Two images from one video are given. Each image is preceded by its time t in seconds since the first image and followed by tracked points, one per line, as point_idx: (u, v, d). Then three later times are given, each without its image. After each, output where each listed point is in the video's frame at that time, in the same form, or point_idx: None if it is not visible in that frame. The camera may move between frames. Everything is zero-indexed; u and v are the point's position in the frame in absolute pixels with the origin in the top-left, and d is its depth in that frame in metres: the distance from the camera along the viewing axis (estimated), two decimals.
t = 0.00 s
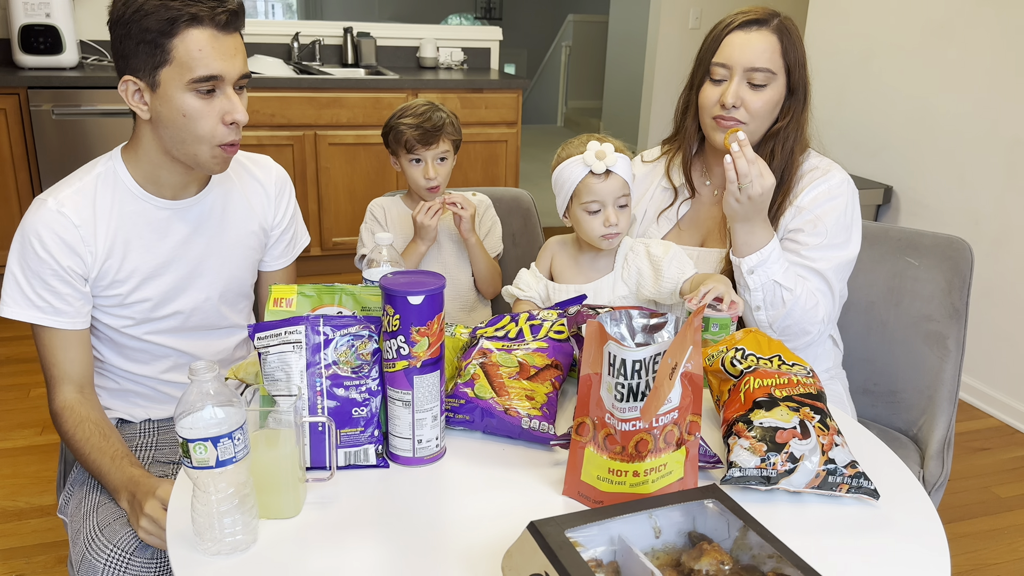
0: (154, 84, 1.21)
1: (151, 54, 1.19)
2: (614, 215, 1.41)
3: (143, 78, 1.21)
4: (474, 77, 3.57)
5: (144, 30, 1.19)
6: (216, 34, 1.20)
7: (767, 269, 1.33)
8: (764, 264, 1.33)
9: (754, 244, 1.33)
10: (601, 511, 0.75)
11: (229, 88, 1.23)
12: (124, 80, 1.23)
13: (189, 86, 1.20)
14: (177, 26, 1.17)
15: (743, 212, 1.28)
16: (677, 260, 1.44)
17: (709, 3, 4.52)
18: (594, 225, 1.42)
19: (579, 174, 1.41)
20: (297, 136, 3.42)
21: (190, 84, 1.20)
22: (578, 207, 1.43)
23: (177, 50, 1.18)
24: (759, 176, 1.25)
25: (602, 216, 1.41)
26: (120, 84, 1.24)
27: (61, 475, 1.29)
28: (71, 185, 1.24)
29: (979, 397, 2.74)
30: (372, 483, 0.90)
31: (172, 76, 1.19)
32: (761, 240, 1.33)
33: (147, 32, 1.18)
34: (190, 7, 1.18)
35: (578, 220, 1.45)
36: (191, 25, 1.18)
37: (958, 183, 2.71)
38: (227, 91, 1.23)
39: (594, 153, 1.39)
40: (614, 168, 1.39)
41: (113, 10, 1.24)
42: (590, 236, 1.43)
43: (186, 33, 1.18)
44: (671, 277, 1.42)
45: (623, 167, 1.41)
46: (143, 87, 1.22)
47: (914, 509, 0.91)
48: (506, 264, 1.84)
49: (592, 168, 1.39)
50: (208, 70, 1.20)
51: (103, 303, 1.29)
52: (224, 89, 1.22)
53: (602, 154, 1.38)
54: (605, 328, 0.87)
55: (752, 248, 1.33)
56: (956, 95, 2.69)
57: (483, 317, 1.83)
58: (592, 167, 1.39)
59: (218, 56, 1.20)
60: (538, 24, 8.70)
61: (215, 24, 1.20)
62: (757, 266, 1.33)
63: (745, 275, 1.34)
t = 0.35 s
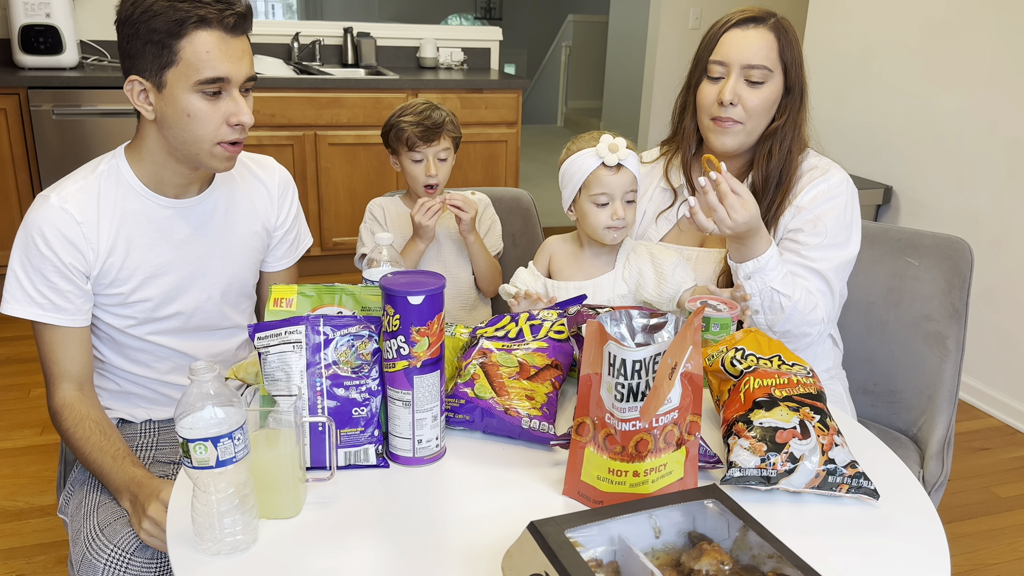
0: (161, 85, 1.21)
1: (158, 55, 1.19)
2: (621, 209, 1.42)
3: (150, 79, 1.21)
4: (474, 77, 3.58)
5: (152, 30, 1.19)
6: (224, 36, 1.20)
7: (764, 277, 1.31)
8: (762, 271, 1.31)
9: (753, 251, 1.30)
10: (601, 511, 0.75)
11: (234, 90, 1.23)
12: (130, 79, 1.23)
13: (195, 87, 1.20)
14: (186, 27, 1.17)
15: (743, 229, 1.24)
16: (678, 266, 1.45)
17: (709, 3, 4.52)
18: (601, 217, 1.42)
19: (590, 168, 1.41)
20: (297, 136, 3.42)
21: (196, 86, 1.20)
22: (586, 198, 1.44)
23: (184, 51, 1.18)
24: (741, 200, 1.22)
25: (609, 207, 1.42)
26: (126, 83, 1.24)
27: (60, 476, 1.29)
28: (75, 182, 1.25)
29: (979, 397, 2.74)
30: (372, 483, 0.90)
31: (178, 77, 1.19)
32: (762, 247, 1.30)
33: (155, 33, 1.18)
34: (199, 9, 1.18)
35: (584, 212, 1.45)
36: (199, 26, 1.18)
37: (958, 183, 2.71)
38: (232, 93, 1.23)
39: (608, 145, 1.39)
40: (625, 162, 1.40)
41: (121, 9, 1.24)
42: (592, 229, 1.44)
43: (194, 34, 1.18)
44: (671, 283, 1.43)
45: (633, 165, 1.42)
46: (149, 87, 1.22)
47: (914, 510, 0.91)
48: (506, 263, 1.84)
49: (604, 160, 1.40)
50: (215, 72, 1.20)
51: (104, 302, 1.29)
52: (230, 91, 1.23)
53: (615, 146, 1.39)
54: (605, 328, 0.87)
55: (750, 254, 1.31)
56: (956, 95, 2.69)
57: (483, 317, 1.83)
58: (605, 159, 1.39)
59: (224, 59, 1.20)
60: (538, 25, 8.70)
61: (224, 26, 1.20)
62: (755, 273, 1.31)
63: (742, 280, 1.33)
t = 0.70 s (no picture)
0: (165, 82, 1.21)
1: (163, 52, 1.19)
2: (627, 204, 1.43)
3: (154, 77, 1.21)
4: (474, 77, 3.58)
5: (159, 27, 1.19)
6: (229, 37, 1.20)
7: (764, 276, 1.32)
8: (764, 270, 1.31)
9: (756, 246, 1.31)
10: (601, 511, 0.75)
11: (238, 91, 1.23)
12: (135, 76, 1.23)
13: (198, 87, 1.20)
14: (191, 26, 1.18)
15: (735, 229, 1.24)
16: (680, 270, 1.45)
17: (709, 4, 4.52)
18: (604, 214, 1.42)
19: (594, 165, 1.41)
20: (297, 136, 3.42)
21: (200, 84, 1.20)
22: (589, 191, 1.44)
23: (189, 50, 1.18)
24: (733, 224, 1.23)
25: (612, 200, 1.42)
26: (130, 80, 1.24)
27: (60, 475, 1.29)
28: (78, 178, 1.25)
29: (979, 397, 2.74)
30: (371, 482, 0.90)
31: (182, 75, 1.20)
32: (765, 243, 1.30)
33: (161, 31, 1.18)
34: (205, 9, 1.19)
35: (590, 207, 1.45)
36: (205, 26, 1.18)
37: (958, 184, 2.71)
38: (236, 94, 1.23)
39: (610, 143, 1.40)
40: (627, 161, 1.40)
41: (128, 6, 1.24)
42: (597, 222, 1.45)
43: (199, 34, 1.18)
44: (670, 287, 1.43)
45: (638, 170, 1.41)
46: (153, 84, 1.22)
47: (914, 510, 0.91)
48: (506, 263, 1.84)
49: (605, 155, 1.40)
50: (219, 72, 1.20)
51: (105, 299, 1.29)
52: (233, 91, 1.23)
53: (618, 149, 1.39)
54: (605, 329, 0.87)
55: (753, 249, 1.31)
56: (955, 95, 2.69)
57: (483, 317, 1.83)
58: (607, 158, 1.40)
59: (229, 59, 1.20)
60: (538, 25, 8.70)
61: (229, 27, 1.20)
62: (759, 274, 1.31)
63: (745, 276, 1.33)
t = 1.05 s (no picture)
0: (168, 79, 1.21)
1: (166, 49, 1.19)
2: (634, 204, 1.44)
3: (156, 73, 1.22)
4: (474, 77, 3.58)
5: (162, 25, 1.19)
6: (232, 34, 1.21)
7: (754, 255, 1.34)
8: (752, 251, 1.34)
9: (742, 229, 1.35)
10: (600, 511, 0.75)
11: (240, 87, 1.23)
12: (137, 73, 1.23)
13: (200, 83, 1.20)
14: (195, 22, 1.18)
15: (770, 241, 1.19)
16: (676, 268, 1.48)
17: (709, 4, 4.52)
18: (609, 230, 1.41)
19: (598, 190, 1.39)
20: (297, 136, 3.42)
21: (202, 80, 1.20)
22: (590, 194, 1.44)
23: (192, 46, 1.18)
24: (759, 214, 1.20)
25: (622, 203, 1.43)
26: (133, 76, 1.24)
27: (61, 475, 1.29)
28: (81, 174, 1.25)
29: (979, 397, 2.74)
30: (371, 483, 0.90)
31: (184, 71, 1.20)
32: (749, 225, 1.35)
33: (164, 27, 1.19)
34: (208, 6, 1.19)
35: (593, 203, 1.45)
36: (208, 23, 1.19)
37: (958, 183, 2.71)
38: (238, 91, 1.23)
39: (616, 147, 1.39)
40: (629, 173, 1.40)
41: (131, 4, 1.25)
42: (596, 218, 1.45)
43: (202, 30, 1.18)
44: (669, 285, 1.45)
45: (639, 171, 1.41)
46: (156, 80, 1.23)
47: (914, 510, 0.91)
48: (506, 264, 1.84)
49: (609, 154, 1.40)
50: (221, 68, 1.20)
51: (108, 295, 1.29)
52: (236, 88, 1.23)
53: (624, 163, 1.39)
54: (605, 328, 0.87)
55: (737, 234, 1.35)
56: (956, 95, 2.69)
57: (483, 317, 1.83)
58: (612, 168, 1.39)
59: (232, 55, 1.21)
60: (538, 25, 8.70)
61: (232, 24, 1.20)
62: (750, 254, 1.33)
63: (736, 261, 1.36)
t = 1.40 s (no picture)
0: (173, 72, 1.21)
1: (172, 43, 1.19)
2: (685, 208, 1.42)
3: (162, 67, 1.22)
4: (474, 77, 3.57)
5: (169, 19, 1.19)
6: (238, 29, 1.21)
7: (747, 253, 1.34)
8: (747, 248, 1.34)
9: (737, 224, 1.35)
10: (600, 511, 0.75)
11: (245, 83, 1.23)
12: (144, 67, 1.23)
13: (205, 78, 1.20)
14: (201, 17, 1.18)
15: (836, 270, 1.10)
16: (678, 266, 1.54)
17: (709, 4, 4.53)
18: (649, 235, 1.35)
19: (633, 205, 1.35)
20: (297, 136, 3.42)
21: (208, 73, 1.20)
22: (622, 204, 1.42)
23: (198, 39, 1.18)
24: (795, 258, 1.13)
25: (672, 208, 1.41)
26: (139, 70, 1.24)
27: (62, 475, 1.29)
28: (84, 168, 1.25)
29: (979, 397, 2.74)
30: (371, 483, 0.90)
31: (190, 64, 1.19)
32: (744, 220, 1.34)
33: (171, 21, 1.19)
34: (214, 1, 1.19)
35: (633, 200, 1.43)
36: (214, 17, 1.19)
37: (958, 183, 2.72)
38: (243, 86, 1.23)
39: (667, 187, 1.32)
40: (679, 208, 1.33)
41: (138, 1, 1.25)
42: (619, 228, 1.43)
43: (209, 24, 1.18)
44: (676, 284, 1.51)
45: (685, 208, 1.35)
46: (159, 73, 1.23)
47: (914, 510, 0.91)
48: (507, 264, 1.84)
49: (615, 152, 1.42)
50: (226, 63, 1.20)
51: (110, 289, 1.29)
52: (241, 83, 1.23)
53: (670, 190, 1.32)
54: (605, 328, 0.87)
55: (732, 229, 1.35)
56: (956, 95, 2.69)
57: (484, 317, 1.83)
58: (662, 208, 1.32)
59: (237, 50, 1.20)
60: (538, 25, 8.69)
61: (238, 20, 1.21)
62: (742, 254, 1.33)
63: (731, 256, 1.36)
